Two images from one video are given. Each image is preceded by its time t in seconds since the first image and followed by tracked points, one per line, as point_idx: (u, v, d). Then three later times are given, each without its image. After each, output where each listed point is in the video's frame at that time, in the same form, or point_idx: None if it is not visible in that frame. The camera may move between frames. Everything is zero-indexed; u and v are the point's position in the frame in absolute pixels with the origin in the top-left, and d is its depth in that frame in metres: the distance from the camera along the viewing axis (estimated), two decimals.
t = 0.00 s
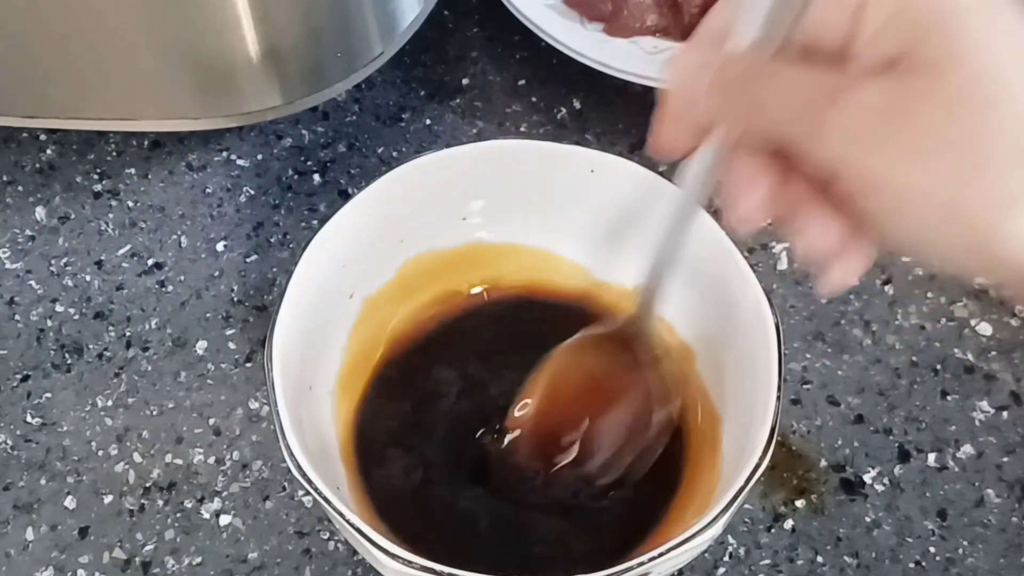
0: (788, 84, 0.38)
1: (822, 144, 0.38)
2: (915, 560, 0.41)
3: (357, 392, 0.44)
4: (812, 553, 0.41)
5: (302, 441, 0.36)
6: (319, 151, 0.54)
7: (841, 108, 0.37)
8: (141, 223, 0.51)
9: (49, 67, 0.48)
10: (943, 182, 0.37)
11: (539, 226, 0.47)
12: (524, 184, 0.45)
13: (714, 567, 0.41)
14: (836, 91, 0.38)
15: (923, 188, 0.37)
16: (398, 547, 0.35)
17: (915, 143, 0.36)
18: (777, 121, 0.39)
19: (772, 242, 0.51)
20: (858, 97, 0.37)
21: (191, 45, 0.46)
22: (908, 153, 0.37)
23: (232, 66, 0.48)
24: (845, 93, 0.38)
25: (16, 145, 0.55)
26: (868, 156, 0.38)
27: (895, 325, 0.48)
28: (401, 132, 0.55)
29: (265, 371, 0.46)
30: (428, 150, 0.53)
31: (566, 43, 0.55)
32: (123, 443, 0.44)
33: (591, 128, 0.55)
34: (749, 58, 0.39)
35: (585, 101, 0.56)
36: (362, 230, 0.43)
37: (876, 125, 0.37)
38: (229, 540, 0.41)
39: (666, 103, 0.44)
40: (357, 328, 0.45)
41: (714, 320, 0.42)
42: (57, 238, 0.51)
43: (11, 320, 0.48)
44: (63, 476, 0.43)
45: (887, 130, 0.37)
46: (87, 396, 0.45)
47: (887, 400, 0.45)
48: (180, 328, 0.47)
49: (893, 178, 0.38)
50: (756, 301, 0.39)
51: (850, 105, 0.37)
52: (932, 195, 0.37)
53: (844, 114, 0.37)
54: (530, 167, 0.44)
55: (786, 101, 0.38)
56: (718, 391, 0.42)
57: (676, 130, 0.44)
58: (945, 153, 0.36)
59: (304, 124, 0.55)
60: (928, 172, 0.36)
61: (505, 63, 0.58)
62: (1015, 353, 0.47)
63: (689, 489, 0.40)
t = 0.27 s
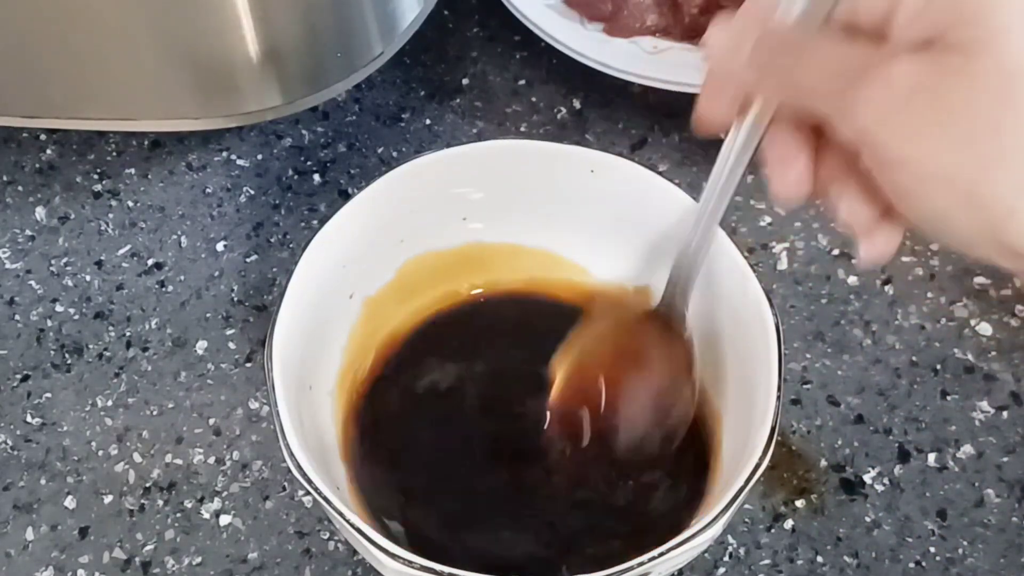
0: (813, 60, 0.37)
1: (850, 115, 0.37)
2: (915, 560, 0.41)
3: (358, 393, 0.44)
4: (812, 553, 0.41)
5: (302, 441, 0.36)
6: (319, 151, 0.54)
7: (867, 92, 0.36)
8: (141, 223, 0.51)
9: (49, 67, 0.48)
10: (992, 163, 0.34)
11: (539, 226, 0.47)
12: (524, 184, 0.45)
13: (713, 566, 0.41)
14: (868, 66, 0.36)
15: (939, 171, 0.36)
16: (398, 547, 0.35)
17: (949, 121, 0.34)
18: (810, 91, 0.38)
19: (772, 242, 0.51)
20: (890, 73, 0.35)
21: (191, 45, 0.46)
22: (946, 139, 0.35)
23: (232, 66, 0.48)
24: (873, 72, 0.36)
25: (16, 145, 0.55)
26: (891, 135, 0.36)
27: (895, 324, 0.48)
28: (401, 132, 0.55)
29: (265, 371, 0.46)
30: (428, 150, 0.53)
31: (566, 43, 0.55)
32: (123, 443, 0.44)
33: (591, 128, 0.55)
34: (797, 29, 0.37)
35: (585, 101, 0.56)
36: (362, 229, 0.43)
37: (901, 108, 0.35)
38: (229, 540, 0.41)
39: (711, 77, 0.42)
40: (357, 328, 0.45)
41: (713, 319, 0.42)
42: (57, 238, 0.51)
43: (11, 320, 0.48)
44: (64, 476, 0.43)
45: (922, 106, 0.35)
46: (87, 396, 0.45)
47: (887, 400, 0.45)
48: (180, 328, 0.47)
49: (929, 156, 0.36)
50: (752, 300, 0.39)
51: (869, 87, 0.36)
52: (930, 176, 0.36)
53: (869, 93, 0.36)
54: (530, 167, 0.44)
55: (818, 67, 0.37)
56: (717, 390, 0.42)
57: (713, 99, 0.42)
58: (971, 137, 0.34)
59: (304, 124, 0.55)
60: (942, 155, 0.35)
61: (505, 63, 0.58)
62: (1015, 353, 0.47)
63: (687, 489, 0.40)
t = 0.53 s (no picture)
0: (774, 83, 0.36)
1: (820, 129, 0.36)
2: (915, 560, 0.41)
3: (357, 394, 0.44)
4: (812, 553, 0.41)
5: (302, 441, 0.36)
6: (319, 151, 0.54)
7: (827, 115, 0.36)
8: (141, 223, 0.51)
9: (49, 68, 0.48)
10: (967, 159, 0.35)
11: (539, 226, 0.47)
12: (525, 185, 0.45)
13: (714, 566, 0.41)
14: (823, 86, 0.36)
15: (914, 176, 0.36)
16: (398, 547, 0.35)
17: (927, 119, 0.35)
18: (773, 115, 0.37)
19: (772, 242, 0.51)
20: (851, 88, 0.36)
21: (191, 45, 0.46)
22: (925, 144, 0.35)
23: (232, 66, 0.48)
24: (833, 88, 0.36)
25: (16, 145, 0.55)
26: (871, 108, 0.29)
27: (895, 324, 0.48)
28: (401, 133, 0.55)
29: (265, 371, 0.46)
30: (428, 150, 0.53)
31: (566, 43, 0.55)
32: (123, 443, 0.44)
33: (591, 128, 0.55)
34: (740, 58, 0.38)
35: (585, 101, 0.56)
36: (362, 229, 0.43)
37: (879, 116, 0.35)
38: (229, 540, 0.41)
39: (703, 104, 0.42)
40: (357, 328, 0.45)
41: (714, 320, 0.42)
42: (57, 238, 0.51)
43: (11, 320, 0.48)
44: (63, 477, 0.43)
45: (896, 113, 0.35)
46: (87, 396, 0.45)
47: (887, 400, 0.45)
48: (180, 328, 0.47)
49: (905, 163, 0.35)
50: (754, 301, 0.39)
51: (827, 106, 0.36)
52: (960, 156, 0.28)
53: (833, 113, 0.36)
54: (530, 167, 0.44)
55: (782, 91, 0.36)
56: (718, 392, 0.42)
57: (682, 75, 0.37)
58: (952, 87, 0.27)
59: (304, 124, 0.55)
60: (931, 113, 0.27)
61: (505, 63, 0.58)
62: (1014, 353, 0.47)
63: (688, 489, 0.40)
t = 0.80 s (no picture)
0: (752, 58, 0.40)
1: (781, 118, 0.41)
2: (915, 560, 0.41)
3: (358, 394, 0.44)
4: (812, 553, 0.41)
5: (302, 441, 0.36)
6: (319, 151, 0.54)
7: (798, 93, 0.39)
8: (141, 223, 0.51)
9: (49, 68, 0.48)
10: (918, 155, 0.36)
11: (540, 227, 0.47)
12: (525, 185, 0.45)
13: (714, 566, 0.41)
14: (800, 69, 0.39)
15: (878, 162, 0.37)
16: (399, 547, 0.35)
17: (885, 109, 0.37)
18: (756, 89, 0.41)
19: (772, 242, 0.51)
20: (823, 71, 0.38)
21: (191, 46, 0.46)
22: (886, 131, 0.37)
23: (232, 66, 0.48)
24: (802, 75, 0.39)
25: (16, 145, 0.55)
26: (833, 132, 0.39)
27: (895, 324, 0.48)
28: (401, 132, 0.55)
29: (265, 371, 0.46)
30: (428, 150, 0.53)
31: (567, 43, 0.55)
32: (123, 443, 0.44)
33: (591, 128, 0.55)
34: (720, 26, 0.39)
35: (585, 101, 0.56)
36: (362, 229, 0.43)
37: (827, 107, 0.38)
38: (229, 540, 0.41)
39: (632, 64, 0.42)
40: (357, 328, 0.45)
41: (714, 319, 0.42)
42: (57, 238, 0.51)
43: (11, 320, 0.48)
44: (63, 476, 0.43)
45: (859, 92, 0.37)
46: (87, 396, 0.45)
47: (887, 400, 0.45)
48: (180, 328, 0.47)
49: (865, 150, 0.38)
50: (755, 302, 0.39)
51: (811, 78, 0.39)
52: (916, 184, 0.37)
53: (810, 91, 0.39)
54: (530, 167, 0.44)
55: (759, 68, 0.40)
56: (719, 391, 0.42)
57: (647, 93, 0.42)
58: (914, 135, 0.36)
59: (304, 124, 0.55)
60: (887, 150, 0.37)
61: (505, 63, 0.58)
62: (1014, 353, 0.47)
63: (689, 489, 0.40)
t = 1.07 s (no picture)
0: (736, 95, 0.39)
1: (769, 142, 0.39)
2: (915, 560, 0.41)
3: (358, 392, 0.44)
4: (812, 553, 0.41)
5: (302, 441, 0.36)
6: (319, 151, 0.54)
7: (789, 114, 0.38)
8: (141, 223, 0.51)
9: (49, 68, 0.48)
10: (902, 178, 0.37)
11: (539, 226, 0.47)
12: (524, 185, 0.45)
13: (714, 567, 0.41)
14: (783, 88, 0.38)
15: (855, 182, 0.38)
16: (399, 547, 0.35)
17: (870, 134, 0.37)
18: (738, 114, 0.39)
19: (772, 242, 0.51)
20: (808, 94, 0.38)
21: (191, 46, 0.46)
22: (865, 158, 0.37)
23: (232, 67, 0.48)
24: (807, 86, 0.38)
25: (16, 145, 0.55)
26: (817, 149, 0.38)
27: (895, 324, 0.48)
28: (401, 132, 0.55)
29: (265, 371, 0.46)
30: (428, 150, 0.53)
31: (567, 43, 0.55)
32: (123, 443, 0.44)
33: (591, 128, 0.55)
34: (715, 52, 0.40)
35: (585, 101, 0.56)
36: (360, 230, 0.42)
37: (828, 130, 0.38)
38: (229, 540, 0.41)
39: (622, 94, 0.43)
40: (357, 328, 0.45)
41: (714, 319, 0.42)
42: (57, 238, 0.51)
43: (11, 320, 0.48)
44: (63, 476, 0.43)
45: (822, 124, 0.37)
46: (87, 396, 0.45)
47: (887, 400, 0.45)
48: (180, 328, 0.47)
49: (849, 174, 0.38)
50: (754, 304, 0.39)
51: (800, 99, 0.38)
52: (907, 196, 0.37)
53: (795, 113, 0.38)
54: (529, 167, 0.44)
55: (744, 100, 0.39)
56: (719, 391, 0.42)
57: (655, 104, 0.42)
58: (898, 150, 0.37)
59: (304, 124, 0.55)
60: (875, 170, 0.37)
61: (505, 63, 0.58)
62: (1014, 353, 0.47)
63: (689, 488, 0.40)
